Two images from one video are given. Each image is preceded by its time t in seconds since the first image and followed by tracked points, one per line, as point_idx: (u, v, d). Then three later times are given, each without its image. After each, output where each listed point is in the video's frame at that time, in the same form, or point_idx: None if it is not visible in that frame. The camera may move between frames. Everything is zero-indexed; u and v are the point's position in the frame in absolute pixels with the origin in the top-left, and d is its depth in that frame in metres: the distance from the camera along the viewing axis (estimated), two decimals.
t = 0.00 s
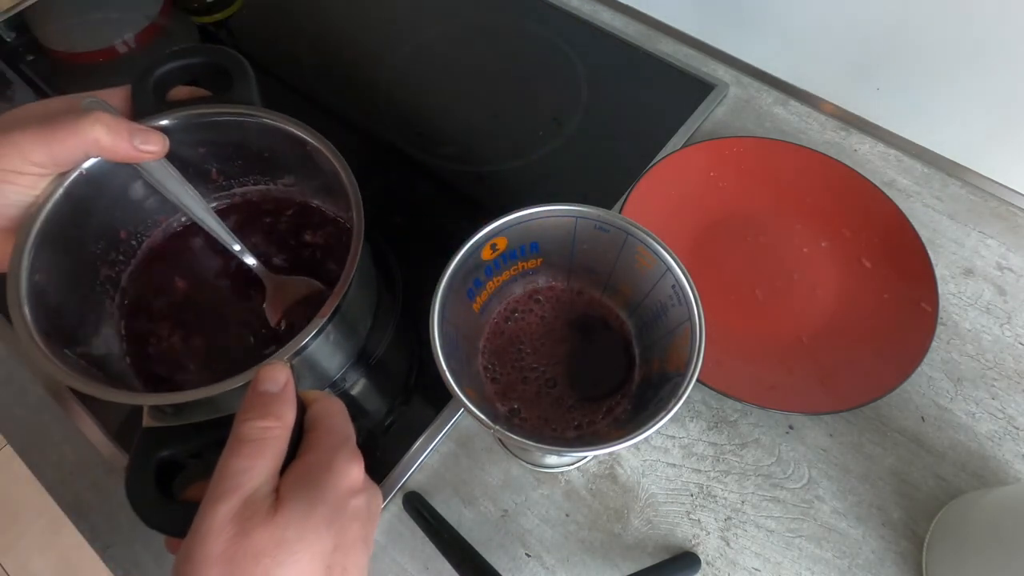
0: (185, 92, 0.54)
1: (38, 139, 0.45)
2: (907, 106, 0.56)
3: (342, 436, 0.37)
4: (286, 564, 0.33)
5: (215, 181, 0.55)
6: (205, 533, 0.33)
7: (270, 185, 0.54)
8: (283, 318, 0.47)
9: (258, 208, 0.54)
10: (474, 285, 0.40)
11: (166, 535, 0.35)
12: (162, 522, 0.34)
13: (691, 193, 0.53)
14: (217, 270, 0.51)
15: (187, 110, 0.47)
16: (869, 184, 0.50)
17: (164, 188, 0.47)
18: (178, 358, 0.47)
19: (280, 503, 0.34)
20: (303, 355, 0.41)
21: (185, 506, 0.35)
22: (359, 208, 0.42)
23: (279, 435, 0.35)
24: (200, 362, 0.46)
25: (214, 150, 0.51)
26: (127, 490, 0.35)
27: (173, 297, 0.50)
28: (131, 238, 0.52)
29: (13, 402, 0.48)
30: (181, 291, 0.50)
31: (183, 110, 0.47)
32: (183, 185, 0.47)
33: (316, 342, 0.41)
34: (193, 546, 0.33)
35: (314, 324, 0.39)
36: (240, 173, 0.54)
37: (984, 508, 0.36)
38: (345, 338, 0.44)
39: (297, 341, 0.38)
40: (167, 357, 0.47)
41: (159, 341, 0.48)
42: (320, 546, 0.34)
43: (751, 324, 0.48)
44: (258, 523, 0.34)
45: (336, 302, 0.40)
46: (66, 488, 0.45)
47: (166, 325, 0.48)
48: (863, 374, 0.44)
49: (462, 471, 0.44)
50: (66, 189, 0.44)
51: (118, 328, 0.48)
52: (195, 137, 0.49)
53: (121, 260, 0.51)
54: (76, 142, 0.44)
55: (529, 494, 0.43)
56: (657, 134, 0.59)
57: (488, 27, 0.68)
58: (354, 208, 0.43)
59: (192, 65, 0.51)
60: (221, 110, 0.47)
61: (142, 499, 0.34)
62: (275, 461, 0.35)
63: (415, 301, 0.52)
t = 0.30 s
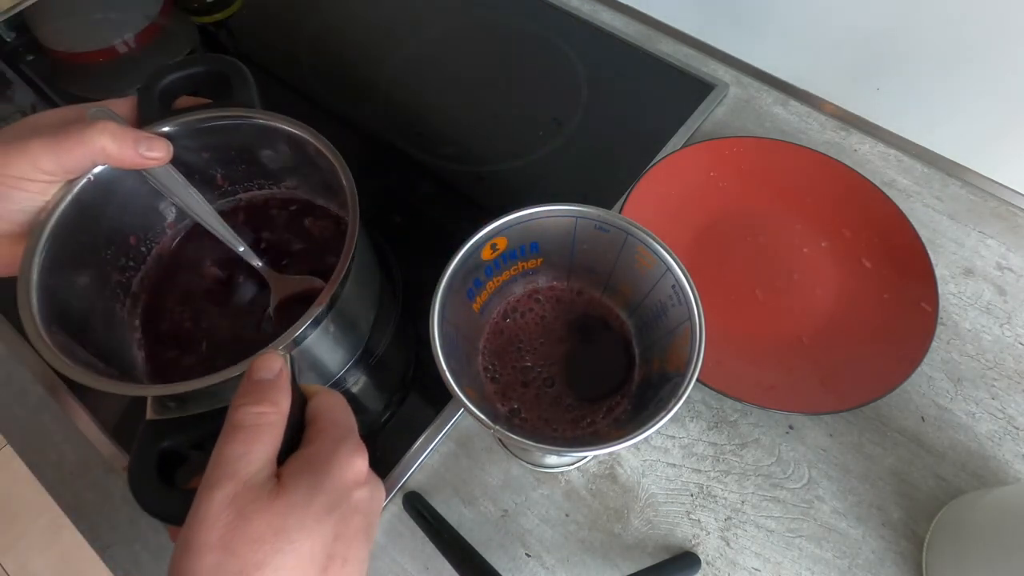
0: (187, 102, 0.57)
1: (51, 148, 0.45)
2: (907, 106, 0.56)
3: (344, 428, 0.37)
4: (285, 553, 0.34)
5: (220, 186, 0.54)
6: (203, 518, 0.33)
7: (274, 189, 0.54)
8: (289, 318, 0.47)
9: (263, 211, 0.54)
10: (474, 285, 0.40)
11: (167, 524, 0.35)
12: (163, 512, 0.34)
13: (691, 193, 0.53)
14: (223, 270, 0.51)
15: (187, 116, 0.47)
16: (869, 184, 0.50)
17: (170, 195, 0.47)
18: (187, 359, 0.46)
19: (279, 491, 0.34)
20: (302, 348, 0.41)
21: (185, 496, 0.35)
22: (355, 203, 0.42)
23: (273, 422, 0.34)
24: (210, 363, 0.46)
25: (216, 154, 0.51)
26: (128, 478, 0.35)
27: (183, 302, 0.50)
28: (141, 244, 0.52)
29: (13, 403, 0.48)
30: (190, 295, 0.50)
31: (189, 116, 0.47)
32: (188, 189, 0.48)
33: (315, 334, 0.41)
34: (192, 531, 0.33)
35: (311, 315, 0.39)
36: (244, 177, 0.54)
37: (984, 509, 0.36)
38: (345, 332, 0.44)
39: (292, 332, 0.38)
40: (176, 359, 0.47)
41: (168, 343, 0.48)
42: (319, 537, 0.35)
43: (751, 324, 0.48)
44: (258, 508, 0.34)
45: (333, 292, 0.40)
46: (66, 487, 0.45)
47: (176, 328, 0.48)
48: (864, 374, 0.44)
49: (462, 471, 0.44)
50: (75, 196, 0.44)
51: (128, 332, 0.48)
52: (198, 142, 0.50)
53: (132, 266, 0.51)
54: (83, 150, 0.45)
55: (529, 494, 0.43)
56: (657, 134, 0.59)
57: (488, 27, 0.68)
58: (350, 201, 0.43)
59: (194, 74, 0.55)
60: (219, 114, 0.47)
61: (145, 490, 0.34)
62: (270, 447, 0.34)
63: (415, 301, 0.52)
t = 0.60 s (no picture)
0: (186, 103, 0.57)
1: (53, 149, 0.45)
2: (907, 107, 0.56)
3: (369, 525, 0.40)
4: None
5: (220, 186, 0.55)
6: None
7: (273, 189, 0.54)
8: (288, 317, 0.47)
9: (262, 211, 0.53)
10: (474, 285, 0.40)
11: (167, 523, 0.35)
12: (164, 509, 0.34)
13: (691, 193, 0.53)
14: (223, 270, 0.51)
15: (187, 116, 0.47)
16: (869, 184, 0.50)
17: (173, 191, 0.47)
18: (187, 358, 0.46)
19: None
20: (302, 349, 0.41)
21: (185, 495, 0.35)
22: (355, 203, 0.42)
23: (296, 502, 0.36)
24: (209, 362, 0.46)
25: (217, 154, 0.51)
26: (128, 477, 0.35)
27: (183, 300, 0.50)
28: (141, 244, 0.52)
29: (13, 403, 0.48)
30: (190, 293, 0.50)
31: (190, 116, 0.47)
32: (190, 187, 0.47)
33: (315, 334, 0.41)
34: None
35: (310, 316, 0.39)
36: (244, 177, 0.54)
37: (984, 508, 0.37)
38: (345, 332, 0.45)
39: (292, 332, 0.38)
40: (176, 357, 0.47)
41: (169, 341, 0.48)
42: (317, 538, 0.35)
43: (751, 324, 0.48)
44: None
45: (333, 292, 0.40)
46: (66, 487, 0.45)
47: (176, 326, 0.48)
48: (864, 374, 0.44)
49: (462, 471, 0.44)
50: (75, 196, 0.45)
51: (129, 330, 0.48)
52: (199, 142, 0.50)
53: (132, 266, 0.51)
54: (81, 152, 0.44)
55: (529, 494, 0.43)
56: (657, 134, 0.59)
57: (488, 27, 0.68)
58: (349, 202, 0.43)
59: (193, 74, 0.55)
60: (219, 114, 0.47)
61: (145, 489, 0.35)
62: (295, 524, 0.35)
63: (415, 301, 0.52)
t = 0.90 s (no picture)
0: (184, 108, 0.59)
1: None
2: (906, 107, 0.56)
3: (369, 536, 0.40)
4: None
5: (220, 186, 0.55)
6: None
7: (274, 189, 0.54)
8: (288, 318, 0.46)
9: (263, 212, 0.54)
10: (474, 285, 0.40)
11: (165, 525, 0.34)
12: (160, 509, 0.34)
13: (690, 193, 0.53)
14: (224, 271, 0.51)
15: (188, 116, 0.47)
16: (869, 184, 0.50)
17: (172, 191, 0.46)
18: (187, 359, 0.46)
19: None
20: (301, 349, 0.41)
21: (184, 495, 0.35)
22: (355, 202, 0.42)
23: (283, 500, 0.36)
24: (209, 362, 0.46)
25: (217, 154, 0.51)
26: (128, 480, 0.35)
27: (183, 301, 0.50)
28: (141, 244, 0.52)
29: (13, 404, 0.48)
30: (191, 294, 0.50)
31: (189, 116, 0.47)
32: (190, 186, 0.46)
33: (315, 334, 0.41)
34: None
35: (310, 316, 0.39)
36: (244, 177, 0.54)
37: (984, 508, 0.37)
38: (344, 332, 0.45)
39: (292, 332, 0.38)
40: (176, 357, 0.47)
41: (169, 342, 0.48)
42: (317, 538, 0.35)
43: (751, 325, 0.48)
44: None
45: (333, 292, 0.40)
46: (67, 487, 0.45)
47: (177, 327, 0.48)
48: (864, 374, 0.44)
49: (462, 471, 0.44)
50: (75, 196, 0.45)
51: (130, 331, 0.48)
52: (199, 143, 0.50)
53: (132, 267, 0.51)
54: None
55: (529, 494, 0.43)
56: (657, 135, 0.59)
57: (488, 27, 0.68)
58: (348, 202, 0.43)
59: (195, 74, 0.58)
60: (220, 114, 0.47)
61: (144, 490, 0.34)
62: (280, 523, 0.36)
63: (414, 301, 0.52)
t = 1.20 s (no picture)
0: (185, 108, 0.59)
1: None
2: (906, 107, 0.57)
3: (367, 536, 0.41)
4: None
5: (220, 186, 0.55)
6: None
7: (274, 188, 0.54)
8: (288, 317, 0.47)
9: (263, 211, 0.54)
10: (474, 285, 0.40)
11: (165, 524, 0.35)
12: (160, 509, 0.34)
13: (690, 193, 0.52)
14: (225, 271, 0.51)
15: (187, 116, 0.47)
16: (870, 184, 0.50)
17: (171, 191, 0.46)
18: (186, 358, 0.46)
19: None
20: (301, 349, 0.41)
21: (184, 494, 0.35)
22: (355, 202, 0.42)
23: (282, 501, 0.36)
24: (208, 361, 0.46)
25: (217, 154, 0.51)
26: (128, 480, 0.35)
27: (182, 301, 0.50)
28: (141, 244, 0.52)
29: (13, 404, 0.48)
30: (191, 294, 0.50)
31: (189, 117, 0.47)
32: (191, 186, 0.46)
33: (315, 334, 0.41)
34: None
35: (310, 316, 0.39)
36: (243, 177, 0.54)
37: (983, 508, 0.37)
38: (344, 332, 0.45)
39: (292, 332, 0.38)
40: (176, 357, 0.47)
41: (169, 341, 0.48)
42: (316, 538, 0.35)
43: (751, 325, 0.48)
44: None
45: (333, 291, 0.40)
46: (67, 487, 0.45)
47: (177, 327, 0.48)
48: (863, 374, 0.44)
49: (462, 471, 0.44)
50: (75, 196, 0.45)
51: (130, 331, 0.48)
52: (199, 143, 0.50)
53: (132, 267, 0.51)
54: None
55: (529, 494, 0.43)
56: (657, 135, 0.58)
57: (488, 27, 0.68)
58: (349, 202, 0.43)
59: (193, 74, 0.58)
60: (219, 114, 0.47)
61: (144, 489, 0.34)
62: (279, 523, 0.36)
63: (414, 301, 0.52)
